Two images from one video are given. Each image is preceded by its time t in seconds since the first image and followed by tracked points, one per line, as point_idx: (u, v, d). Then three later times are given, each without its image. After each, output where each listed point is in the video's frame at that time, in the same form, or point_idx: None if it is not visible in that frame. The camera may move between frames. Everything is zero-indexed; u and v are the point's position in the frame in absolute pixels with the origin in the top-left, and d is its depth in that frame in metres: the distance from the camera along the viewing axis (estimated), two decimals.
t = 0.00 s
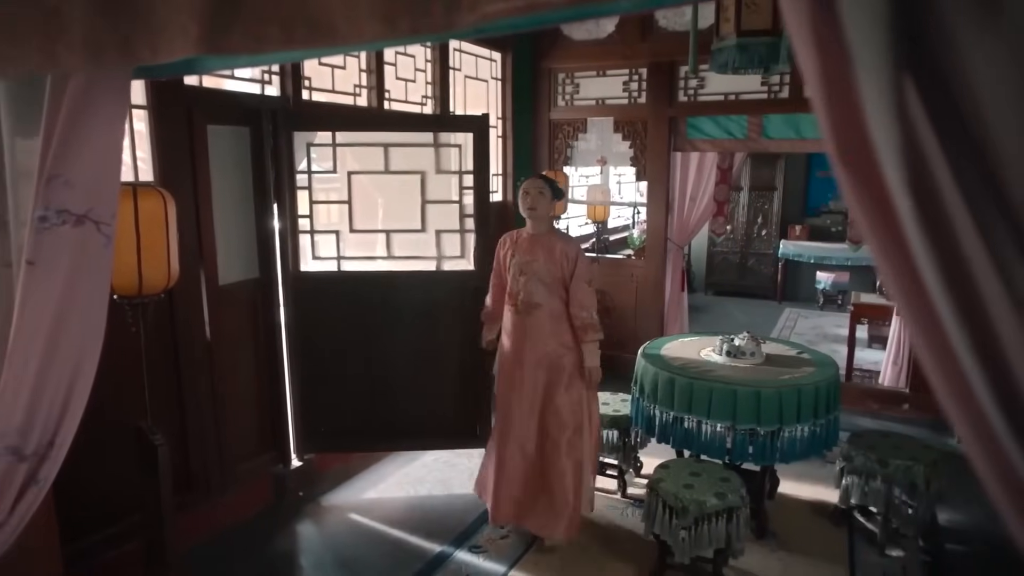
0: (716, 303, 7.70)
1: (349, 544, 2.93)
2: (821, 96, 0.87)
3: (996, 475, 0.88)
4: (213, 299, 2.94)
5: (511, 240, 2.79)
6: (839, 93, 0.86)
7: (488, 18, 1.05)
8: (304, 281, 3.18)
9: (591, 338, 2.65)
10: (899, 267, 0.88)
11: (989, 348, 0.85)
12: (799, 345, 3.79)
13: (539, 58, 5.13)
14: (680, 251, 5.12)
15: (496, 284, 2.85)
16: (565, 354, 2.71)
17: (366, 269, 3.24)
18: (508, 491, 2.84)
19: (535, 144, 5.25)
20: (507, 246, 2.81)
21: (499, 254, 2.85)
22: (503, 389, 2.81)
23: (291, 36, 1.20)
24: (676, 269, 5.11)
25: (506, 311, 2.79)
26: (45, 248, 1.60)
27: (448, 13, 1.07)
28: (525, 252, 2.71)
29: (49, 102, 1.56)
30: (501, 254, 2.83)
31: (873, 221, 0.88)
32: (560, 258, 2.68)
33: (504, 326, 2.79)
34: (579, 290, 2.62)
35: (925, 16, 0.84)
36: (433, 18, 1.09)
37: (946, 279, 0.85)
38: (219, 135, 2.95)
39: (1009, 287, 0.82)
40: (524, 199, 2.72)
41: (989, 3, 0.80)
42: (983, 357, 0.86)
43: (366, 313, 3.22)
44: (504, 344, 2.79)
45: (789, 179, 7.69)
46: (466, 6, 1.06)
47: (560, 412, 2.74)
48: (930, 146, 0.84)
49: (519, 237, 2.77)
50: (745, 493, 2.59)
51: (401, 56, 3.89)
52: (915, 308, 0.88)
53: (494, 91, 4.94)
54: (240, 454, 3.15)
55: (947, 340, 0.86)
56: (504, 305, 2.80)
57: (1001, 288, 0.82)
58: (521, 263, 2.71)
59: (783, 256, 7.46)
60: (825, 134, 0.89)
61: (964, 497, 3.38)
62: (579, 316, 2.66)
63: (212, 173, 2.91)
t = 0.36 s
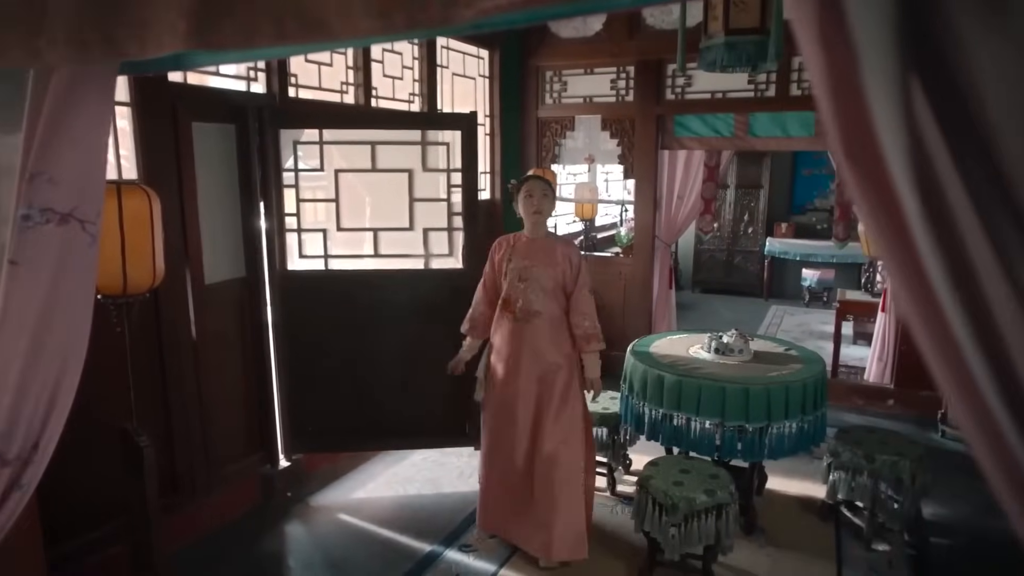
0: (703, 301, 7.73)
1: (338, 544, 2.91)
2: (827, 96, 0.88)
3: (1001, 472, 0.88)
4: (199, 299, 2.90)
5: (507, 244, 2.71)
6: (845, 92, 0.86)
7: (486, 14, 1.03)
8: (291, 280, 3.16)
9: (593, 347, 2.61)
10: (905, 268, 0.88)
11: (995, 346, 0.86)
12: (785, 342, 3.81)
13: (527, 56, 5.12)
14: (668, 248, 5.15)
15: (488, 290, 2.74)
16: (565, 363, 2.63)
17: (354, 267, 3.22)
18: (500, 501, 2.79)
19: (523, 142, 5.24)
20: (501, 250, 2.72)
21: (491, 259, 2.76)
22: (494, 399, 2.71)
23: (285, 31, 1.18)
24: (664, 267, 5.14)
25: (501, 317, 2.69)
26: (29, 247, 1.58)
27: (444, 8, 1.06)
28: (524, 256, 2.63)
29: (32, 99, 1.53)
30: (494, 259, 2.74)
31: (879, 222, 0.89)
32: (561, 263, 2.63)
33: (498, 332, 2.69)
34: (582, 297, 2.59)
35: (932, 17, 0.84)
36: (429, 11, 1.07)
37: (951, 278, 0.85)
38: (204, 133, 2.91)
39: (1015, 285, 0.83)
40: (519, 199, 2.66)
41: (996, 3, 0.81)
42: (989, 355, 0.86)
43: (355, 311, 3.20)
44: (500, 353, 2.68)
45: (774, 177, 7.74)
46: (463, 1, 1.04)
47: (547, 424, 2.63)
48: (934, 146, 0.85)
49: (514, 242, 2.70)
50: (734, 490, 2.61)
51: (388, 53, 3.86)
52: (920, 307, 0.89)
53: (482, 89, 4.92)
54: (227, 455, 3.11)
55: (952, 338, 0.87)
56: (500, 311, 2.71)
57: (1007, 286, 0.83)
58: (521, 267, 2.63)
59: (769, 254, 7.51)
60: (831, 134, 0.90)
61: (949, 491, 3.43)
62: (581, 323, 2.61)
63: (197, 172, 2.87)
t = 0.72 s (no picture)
0: (691, 298, 7.76)
1: (327, 545, 2.89)
2: (837, 96, 0.87)
3: (1011, 474, 0.87)
4: (186, 299, 2.87)
5: (507, 247, 2.56)
6: (854, 92, 0.85)
7: (485, 10, 1.02)
8: (279, 279, 3.15)
9: (602, 351, 2.56)
10: (915, 267, 0.87)
11: (1006, 349, 0.84)
12: (773, 339, 3.84)
13: (515, 54, 5.10)
14: (657, 247, 5.17)
15: (489, 296, 2.56)
16: (574, 368, 2.55)
17: (343, 266, 3.21)
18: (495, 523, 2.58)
19: (511, 140, 5.23)
20: (499, 253, 2.57)
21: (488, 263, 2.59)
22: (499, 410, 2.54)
23: (278, 27, 1.16)
24: (653, 265, 5.17)
25: (506, 323, 2.53)
26: (12, 245, 1.55)
27: (442, 3, 1.05)
28: (531, 258, 2.51)
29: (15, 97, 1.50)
30: (492, 263, 2.57)
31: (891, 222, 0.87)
32: (568, 265, 2.54)
33: (504, 340, 2.53)
34: (591, 298, 2.54)
35: (942, 14, 0.83)
36: (427, 7, 1.06)
37: (962, 278, 0.84)
38: (191, 131, 2.88)
39: None
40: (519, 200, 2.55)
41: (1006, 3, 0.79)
42: (1001, 358, 0.85)
43: (343, 311, 3.19)
44: (506, 363, 2.51)
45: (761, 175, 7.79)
46: None
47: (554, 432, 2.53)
48: (943, 146, 0.83)
49: (515, 244, 2.57)
50: (725, 487, 2.62)
51: (376, 51, 3.84)
52: (931, 307, 0.87)
53: (470, 87, 4.91)
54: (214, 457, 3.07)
55: (962, 337, 0.85)
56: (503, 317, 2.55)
57: (1018, 288, 0.82)
58: (529, 269, 2.51)
59: (756, 252, 7.55)
60: (841, 134, 0.89)
61: (934, 486, 3.47)
62: (589, 325, 2.56)
63: (184, 171, 2.83)
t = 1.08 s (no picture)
0: (679, 296, 7.79)
1: (317, 545, 2.87)
2: (849, 93, 0.80)
3: None
4: (172, 299, 2.83)
5: (511, 247, 2.39)
6: (865, 89, 0.78)
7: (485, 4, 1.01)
8: (267, 278, 3.11)
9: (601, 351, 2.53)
10: (928, 271, 0.79)
11: None
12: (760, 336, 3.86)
13: (502, 51, 5.08)
14: (645, 244, 5.19)
15: (490, 301, 2.40)
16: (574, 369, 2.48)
17: (331, 265, 3.19)
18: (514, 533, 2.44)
19: (500, 138, 5.22)
20: (501, 253, 2.39)
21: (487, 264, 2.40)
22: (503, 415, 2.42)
23: (274, 22, 1.15)
24: (642, 263, 5.19)
25: (510, 329, 2.40)
26: None
27: None
28: (539, 260, 2.37)
29: None
30: (492, 264, 2.39)
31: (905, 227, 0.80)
32: (574, 264, 2.43)
33: (507, 347, 2.40)
34: (593, 298, 2.47)
35: (958, 13, 0.76)
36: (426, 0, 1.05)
37: (986, 297, 0.77)
38: (177, 129, 2.84)
39: None
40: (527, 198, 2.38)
41: None
42: None
43: (332, 310, 3.17)
44: (514, 370, 2.39)
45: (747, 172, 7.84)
46: None
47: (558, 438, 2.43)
48: (957, 148, 0.76)
49: (518, 242, 2.41)
50: (715, 483, 2.63)
51: (363, 48, 3.81)
52: (949, 319, 0.80)
53: (458, 84, 4.93)
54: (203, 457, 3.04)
55: (982, 348, 0.78)
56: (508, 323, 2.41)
57: None
58: (537, 272, 2.37)
59: (742, 249, 7.60)
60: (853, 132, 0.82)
61: (920, 480, 3.51)
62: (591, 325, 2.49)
63: (169, 169, 2.79)
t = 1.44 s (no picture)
0: (666, 293, 7.82)
1: (307, 546, 2.85)
2: (866, 92, 0.74)
3: None
4: (157, 299, 2.80)
5: (523, 254, 2.23)
6: (884, 89, 0.72)
7: None
8: (255, 277, 3.07)
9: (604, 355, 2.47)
10: (953, 283, 0.74)
11: None
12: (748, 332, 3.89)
13: (490, 48, 5.07)
14: (633, 241, 5.20)
15: (502, 313, 2.24)
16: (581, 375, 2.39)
17: (320, 263, 3.16)
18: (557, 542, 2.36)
19: (487, 135, 5.20)
20: (511, 261, 2.23)
21: (496, 273, 2.24)
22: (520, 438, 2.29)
23: (272, 15, 1.13)
24: (630, 260, 5.20)
25: (525, 342, 2.25)
26: None
27: None
28: (552, 267, 2.23)
29: None
30: (502, 274, 2.23)
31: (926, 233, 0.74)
32: (584, 268, 2.32)
33: (523, 360, 2.25)
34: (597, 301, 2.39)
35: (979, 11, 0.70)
36: None
37: (1016, 314, 0.71)
38: (161, 125, 2.80)
39: None
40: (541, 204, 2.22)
41: None
42: None
43: (319, 309, 3.14)
44: (533, 384, 2.26)
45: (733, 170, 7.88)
46: None
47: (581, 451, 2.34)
48: (981, 155, 0.70)
49: (530, 249, 2.25)
50: (705, 480, 2.64)
51: (350, 44, 3.78)
52: (975, 334, 0.74)
53: (445, 81, 4.95)
54: (188, 458, 3.01)
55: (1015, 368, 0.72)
56: (523, 335, 2.26)
57: None
58: (550, 280, 2.23)
59: (729, 246, 7.64)
60: (871, 134, 0.76)
61: (906, 474, 3.55)
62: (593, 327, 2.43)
63: (154, 165, 2.75)
